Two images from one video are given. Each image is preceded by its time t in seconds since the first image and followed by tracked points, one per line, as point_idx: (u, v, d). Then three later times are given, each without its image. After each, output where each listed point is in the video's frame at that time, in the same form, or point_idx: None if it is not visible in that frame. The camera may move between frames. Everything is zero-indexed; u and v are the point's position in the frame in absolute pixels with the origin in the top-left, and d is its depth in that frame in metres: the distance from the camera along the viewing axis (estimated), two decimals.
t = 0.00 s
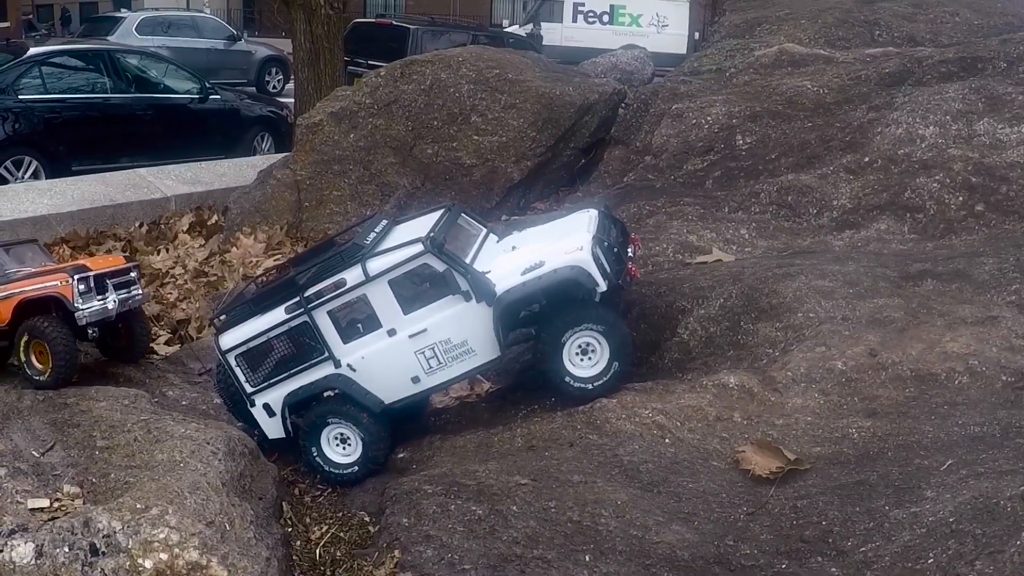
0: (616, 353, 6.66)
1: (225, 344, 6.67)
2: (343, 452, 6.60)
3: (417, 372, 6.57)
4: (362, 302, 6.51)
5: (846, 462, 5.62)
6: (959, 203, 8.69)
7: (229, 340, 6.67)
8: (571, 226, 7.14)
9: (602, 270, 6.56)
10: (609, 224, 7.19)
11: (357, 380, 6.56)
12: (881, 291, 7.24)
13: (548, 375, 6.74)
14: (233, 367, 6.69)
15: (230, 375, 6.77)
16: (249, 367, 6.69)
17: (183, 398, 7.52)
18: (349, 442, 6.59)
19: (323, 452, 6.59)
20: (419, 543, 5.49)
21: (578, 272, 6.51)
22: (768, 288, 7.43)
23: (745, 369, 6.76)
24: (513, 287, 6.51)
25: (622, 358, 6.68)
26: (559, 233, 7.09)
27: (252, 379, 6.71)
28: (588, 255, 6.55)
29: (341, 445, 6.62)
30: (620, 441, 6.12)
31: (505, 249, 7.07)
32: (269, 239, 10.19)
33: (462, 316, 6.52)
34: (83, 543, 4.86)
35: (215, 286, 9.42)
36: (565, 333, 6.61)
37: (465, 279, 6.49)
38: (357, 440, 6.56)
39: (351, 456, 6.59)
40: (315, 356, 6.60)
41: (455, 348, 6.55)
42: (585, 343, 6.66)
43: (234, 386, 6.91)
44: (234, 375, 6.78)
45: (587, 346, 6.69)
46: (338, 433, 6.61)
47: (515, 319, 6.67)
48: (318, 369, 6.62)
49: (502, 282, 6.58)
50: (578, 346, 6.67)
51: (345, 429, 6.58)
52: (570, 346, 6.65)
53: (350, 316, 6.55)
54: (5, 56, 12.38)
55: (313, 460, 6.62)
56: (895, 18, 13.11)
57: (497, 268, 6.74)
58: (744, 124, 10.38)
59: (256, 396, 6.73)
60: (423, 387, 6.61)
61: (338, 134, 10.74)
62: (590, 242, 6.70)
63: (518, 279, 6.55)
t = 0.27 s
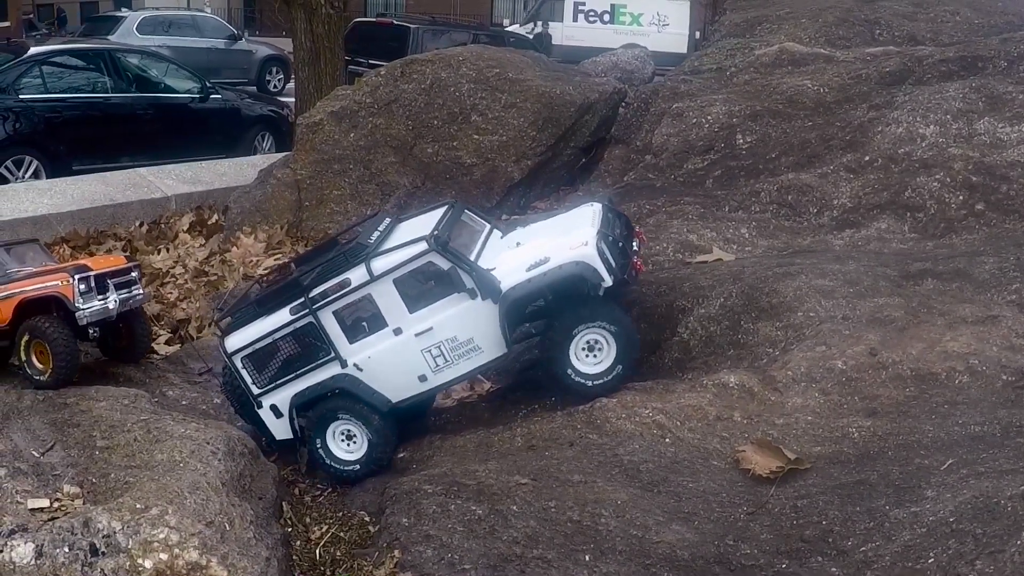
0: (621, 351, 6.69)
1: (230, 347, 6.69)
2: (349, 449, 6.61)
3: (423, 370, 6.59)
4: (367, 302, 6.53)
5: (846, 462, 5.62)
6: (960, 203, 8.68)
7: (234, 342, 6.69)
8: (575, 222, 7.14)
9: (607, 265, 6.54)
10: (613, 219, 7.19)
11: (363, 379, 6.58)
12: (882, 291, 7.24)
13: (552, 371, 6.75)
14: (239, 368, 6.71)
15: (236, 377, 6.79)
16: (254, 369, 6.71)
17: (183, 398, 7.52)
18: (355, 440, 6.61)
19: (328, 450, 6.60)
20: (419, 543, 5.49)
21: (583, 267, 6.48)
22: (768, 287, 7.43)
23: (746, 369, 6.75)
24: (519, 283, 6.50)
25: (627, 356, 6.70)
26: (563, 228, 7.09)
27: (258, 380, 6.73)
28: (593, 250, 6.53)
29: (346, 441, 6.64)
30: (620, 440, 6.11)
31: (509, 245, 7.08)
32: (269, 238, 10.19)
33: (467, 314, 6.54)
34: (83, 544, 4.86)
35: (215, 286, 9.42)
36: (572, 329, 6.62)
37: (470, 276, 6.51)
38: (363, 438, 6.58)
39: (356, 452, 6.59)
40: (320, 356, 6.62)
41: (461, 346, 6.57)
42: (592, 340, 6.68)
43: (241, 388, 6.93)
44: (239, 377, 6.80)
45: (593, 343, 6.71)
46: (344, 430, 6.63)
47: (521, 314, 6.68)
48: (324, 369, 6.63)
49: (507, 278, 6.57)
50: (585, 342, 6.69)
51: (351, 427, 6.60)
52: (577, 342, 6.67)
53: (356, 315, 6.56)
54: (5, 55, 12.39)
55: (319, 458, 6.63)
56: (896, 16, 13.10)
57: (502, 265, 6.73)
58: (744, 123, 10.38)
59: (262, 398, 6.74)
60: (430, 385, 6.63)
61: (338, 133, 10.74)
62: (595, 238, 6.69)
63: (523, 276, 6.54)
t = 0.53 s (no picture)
0: (622, 353, 6.69)
1: (232, 348, 6.70)
2: (351, 449, 6.62)
3: (426, 371, 6.57)
4: (368, 302, 6.51)
5: (846, 462, 5.61)
6: (960, 202, 8.66)
7: (236, 343, 6.70)
8: (576, 221, 7.13)
9: (608, 264, 6.55)
10: (614, 217, 7.19)
11: (366, 380, 6.57)
12: (882, 291, 7.23)
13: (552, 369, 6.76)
14: (242, 370, 6.72)
15: (239, 379, 6.80)
16: (257, 370, 6.72)
17: (183, 398, 7.52)
18: (357, 440, 6.61)
19: (330, 449, 6.61)
20: (418, 544, 5.48)
21: (585, 266, 6.49)
22: (768, 287, 7.42)
23: (746, 369, 6.75)
24: (520, 282, 6.51)
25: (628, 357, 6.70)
26: (564, 227, 7.09)
27: (261, 382, 6.74)
28: (594, 249, 6.54)
29: (347, 440, 6.65)
30: (620, 441, 6.11)
31: (510, 244, 7.07)
32: (269, 238, 10.19)
33: (469, 314, 6.52)
34: (82, 544, 4.86)
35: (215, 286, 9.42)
36: (574, 328, 6.63)
37: (471, 276, 6.49)
38: (365, 437, 6.58)
39: (358, 452, 6.60)
40: (323, 357, 6.62)
41: (463, 346, 6.55)
42: (593, 339, 6.68)
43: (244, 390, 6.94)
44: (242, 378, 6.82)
45: (596, 343, 6.71)
46: (346, 430, 6.64)
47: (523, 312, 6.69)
48: (327, 370, 6.63)
49: (508, 277, 6.57)
50: (587, 342, 6.69)
51: (354, 427, 6.61)
52: (578, 341, 6.67)
53: (357, 316, 6.55)
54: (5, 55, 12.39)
55: (321, 458, 6.64)
56: (896, 16, 13.09)
57: (503, 264, 6.73)
58: (744, 123, 10.37)
59: (265, 399, 6.76)
60: (432, 385, 6.61)
61: (338, 133, 10.73)
62: (596, 236, 6.69)
63: (525, 275, 6.54)
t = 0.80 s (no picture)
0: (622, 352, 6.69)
1: (233, 349, 6.70)
2: (353, 448, 6.62)
3: (427, 370, 6.56)
4: (369, 302, 6.50)
5: (845, 461, 5.60)
6: (959, 201, 8.65)
7: (237, 344, 6.69)
8: (576, 218, 7.13)
9: (609, 262, 6.55)
10: (614, 214, 7.19)
11: (367, 379, 6.57)
12: (881, 290, 7.22)
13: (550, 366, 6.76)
14: (243, 371, 6.71)
15: (240, 380, 6.79)
16: (258, 370, 6.72)
17: (182, 398, 7.51)
18: (358, 438, 6.61)
19: (331, 449, 6.62)
20: (417, 543, 5.47)
21: (586, 264, 6.50)
22: (767, 286, 7.42)
23: (745, 368, 6.74)
24: (521, 280, 6.51)
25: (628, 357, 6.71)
26: (565, 225, 7.10)
27: (262, 382, 6.73)
28: (595, 246, 6.55)
29: (348, 439, 6.64)
30: (619, 440, 6.10)
31: (512, 242, 7.08)
32: (268, 238, 10.19)
33: (469, 313, 6.51)
34: (81, 545, 4.85)
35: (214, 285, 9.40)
36: (575, 326, 6.63)
37: (471, 275, 6.47)
38: (365, 436, 6.58)
39: (359, 451, 6.60)
40: (324, 357, 6.61)
41: (464, 345, 6.54)
42: (594, 339, 6.68)
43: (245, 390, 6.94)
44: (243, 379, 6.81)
45: (596, 342, 6.70)
46: (347, 429, 6.63)
47: (524, 309, 6.69)
48: (328, 370, 6.62)
49: (509, 276, 6.57)
50: (588, 341, 6.68)
51: (355, 426, 6.60)
52: (579, 340, 6.66)
53: (358, 316, 6.54)
54: (5, 55, 12.38)
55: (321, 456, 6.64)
56: (895, 15, 13.08)
57: (504, 262, 6.73)
58: (743, 122, 10.36)
59: (266, 400, 6.75)
60: (434, 384, 6.60)
61: (337, 133, 10.73)
62: (597, 234, 6.70)
63: (526, 273, 6.55)
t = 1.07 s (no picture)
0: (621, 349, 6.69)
1: (234, 349, 6.69)
2: (354, 445, 6.61)
3: (428, 366, 6.56)
4: (368, 299, 6.48)
5: (844, 459, 5.60)
6: (958, 199, 8.64)
7: (238, 344, 6.68)
8: (575, 214, 7.11)
9: (608, 255, 6.52)
10: (613, 209, 7.17)
11: (368, 377, 6.56)
12: (879, 288, 7.21)
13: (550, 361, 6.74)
14: (244, 370, 6.71)
15: (242, 379, 6.79)
16: (259, 370, 6.71)
17: (180, 398, 7.48)
18: (360, 435, 6.60)
19: (333, 446, 6.62)
20: (416, 542, 5.46)
21: (584, 258, 6.46)
22: (765, 285, 7.42)
23: (743, 367, 6.73)
24: (520, 276, 6.47)
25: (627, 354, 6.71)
26: (564, 220, 7.08)
27: (263, 382, 6.72)
28: (593, 240, 6.52)
29: (349, 436, 6.64)
30: (617, 439, 6.09)
31: (511, 238, 7.06)
32: (267, 237, 10.18)
33: (469, 309, 6.50)
34: (79, 545, 4.84)
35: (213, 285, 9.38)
36: (575, 321, 6.61)
37: (471, 271, 6.46)
38: (366, 433, 6.58)
39: (360, 447, 6.60)
40: (325, 356, 6.60)
41: (464, 341, 6.54)
42: (594, 334, 6.68)
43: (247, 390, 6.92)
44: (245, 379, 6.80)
45: (596, 337, 6.70)
46: (348, 427, 6.63)
47: (524, 305, 6.66)
48: (329, 369, 6.61)
49: (508, 271, 6.54)
50: (588, 336, 6.68)
51: (356, 424, 6.60)
52: (580, 334, 6.66)
53: (358, 313, 6.53)
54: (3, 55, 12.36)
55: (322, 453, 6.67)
56: (893, 13, 13.08)
57: (503, 258, 6.70)
58: (741, 120, 10.35)
59: (267, 399, 6.74)
60: (435, 380, 6.60)
61: (335, 132, 10.73)
62: (595, 228, 6.67)
63: (525, 268, 6.51)
